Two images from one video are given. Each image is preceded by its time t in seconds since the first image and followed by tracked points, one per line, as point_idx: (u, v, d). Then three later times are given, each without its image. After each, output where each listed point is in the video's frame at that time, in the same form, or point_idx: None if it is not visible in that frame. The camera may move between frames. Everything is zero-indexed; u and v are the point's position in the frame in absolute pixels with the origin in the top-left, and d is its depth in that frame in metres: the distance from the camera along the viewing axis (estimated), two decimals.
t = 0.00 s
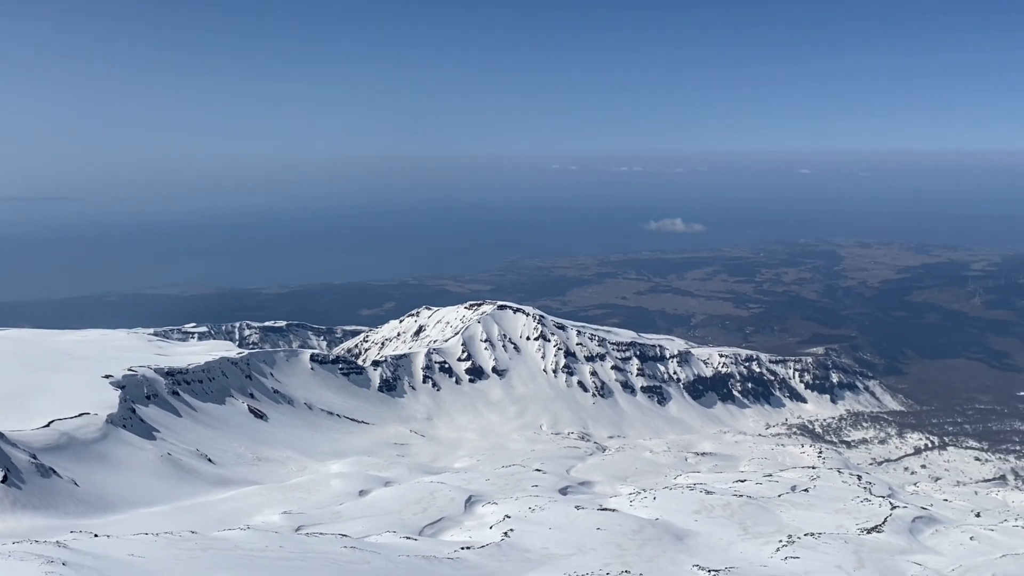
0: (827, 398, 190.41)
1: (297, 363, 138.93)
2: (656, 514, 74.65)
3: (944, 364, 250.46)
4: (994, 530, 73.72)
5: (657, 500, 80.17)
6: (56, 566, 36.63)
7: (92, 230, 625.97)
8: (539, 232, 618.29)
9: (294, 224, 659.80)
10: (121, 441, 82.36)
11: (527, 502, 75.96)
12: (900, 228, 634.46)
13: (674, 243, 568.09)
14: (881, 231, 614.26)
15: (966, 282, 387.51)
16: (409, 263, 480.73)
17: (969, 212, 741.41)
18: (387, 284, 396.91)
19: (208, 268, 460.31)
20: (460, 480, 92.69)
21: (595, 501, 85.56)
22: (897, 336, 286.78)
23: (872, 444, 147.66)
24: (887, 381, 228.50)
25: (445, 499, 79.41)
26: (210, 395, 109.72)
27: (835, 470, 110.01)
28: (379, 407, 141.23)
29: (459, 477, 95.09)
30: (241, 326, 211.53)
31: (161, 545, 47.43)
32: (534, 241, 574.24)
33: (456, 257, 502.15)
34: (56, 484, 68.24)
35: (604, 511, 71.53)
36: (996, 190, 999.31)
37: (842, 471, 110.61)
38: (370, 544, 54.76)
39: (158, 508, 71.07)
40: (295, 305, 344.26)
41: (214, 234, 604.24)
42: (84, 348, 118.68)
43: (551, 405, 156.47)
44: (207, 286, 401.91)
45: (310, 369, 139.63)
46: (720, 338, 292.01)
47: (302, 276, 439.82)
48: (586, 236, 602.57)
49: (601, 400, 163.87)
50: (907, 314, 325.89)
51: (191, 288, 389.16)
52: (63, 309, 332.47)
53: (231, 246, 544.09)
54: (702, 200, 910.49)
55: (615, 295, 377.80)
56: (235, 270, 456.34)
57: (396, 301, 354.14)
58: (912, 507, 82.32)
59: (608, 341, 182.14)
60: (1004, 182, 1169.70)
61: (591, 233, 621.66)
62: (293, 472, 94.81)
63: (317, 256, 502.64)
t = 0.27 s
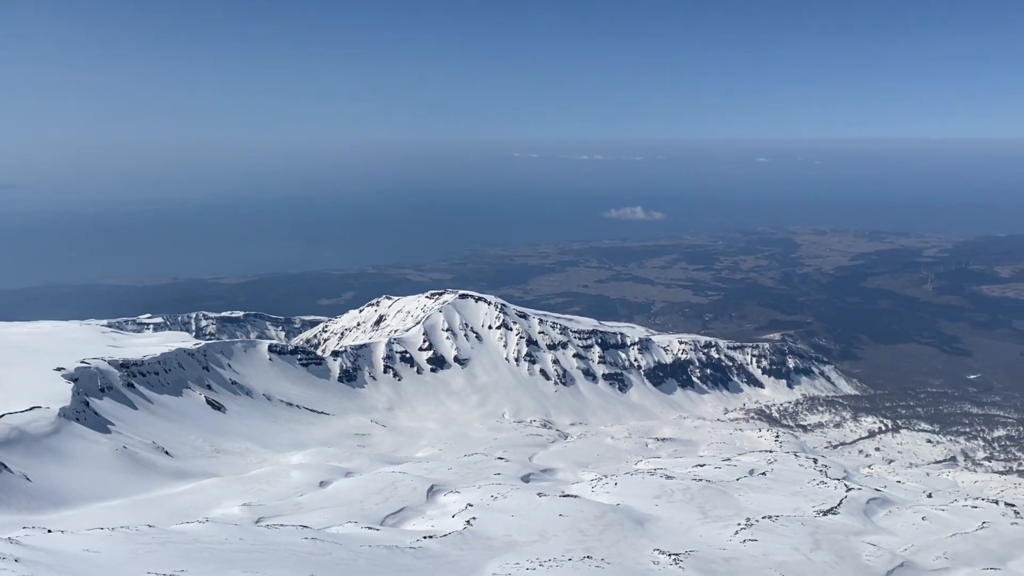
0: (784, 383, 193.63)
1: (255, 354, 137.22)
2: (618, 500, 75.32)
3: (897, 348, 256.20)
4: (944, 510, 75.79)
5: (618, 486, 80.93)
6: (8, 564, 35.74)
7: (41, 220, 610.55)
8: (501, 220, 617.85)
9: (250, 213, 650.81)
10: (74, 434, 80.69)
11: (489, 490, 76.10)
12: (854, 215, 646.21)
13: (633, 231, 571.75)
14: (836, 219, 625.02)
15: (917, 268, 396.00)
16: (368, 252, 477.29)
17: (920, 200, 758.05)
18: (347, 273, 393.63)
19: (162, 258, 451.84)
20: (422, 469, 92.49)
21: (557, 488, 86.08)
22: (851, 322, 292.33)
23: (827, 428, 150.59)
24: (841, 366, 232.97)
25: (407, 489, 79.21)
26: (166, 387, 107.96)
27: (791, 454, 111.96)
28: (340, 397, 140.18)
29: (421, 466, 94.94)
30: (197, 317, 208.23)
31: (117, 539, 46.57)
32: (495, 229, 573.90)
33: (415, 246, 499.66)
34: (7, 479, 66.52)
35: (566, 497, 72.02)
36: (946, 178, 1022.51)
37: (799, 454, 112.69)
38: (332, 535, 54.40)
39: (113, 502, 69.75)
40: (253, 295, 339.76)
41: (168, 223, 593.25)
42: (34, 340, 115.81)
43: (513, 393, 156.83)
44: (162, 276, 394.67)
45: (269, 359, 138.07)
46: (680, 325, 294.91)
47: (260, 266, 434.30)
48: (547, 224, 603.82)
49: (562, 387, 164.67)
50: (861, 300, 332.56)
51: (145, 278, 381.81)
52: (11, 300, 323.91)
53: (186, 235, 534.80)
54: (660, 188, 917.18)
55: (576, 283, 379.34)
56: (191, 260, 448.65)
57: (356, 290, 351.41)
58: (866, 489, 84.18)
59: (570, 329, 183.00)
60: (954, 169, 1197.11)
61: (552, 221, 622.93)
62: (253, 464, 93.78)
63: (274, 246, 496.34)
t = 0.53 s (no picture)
0: (746, 369, 196.30)
1: (217, 346, 135.62)
2: (583, 486, 75.93)
3: (856, 334, 260.89)
4: (901, 491, 77.53)
5: (584, 473, 81.57)
6: None
7: None
8: (465, 210, 616.25)
9: (211, 202, 641.32)
10: (32, 428, 79.29)
11: (456, 479, 76.29)
12: (814, 203, 655.06)
13: (597, 220, 573.96)
14: (797, 207, 632.93)
15: (875, 255, 402.95)
16: (332, 242, 473.20)
17: (878, 188, 770.88)
18: (310, 263, 390.02)
19: (121, 248, 443.75)
20: (388, 459, 92.26)
21: (524, 475, 86.59)
22: (811, 309, 296.86)
23: (788, 413, 153.06)
24: (802, 352, 236.70)
25: (373, 479, 79.11)
26: (126, 379, 106.35)
27: (753, 438, 113.74)
28: (304, 388, 139.18)
29: (387, 456, 94.69)
30: (157, 308, 204.99)
31: (77, 535, 46.07)
32: (460, 218, 572.34)
33: (379, 235, 496.53)
34: None
35: (532, 484, 72.39)
36: (903, 166, 1040.51)
37: (761, 439, 114.53)
38: (297, 526, 54.18)
39: (72, 497, 68.73)
40: (215, 286, 335.20)
41: (127, 212, 582.55)
42: None
43: (480, 382, 156.92)
44: (120, 267, 387.55)
45: (232, 350, 136.67)
46: (644, 313, 297.13)
47: (222, 256, 428.59)
48: (512, 213, 603.60)
49: (528, 376, 165.16)
50: (821, 287, 337.77)
51: (103, 269, 374.80)
52: None
53: (145, 225, 525.63)
54: (624, 177, 920.83)
55: (542, 272, 380.05)
56: (150, 250, 441.22)
57: (319, 280, 348.40)
58: (826, 472, 85.83)
59: (535, 318, 183.54)
60: (911, 158, 1219.79)
61: (517, 210, 622.95)
62: (216, 456, 92.94)
63: (236, 235, 489.98)
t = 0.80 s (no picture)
0: (713, 356, 198.35)
1: (183, 337, 133.93)
2: (554, 474, 76.32)
3: (821, 321, 264.58)
4: (865, 476, 78.88)
5: (553, 461, 82.01)
6: None
7: None
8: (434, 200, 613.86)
9: (175, 191, 632.06)
10: None
11: (426, 469, 76.26)
12: (779, 193, 662.45)
13: (566, 210, 575.50)
14: (764, 196, 639.38)
15: (839, 244, 408.80)
16: (300, 232, 469.02)
17: (842, 177, 781.25)
18: (278, 253, 386.43)
19: (83, 239, 436.01)
20: (358, 450, 92.04)
21: (493, 465, 86.83)
22: (777, 297, 300.41)
23: (754, 400, 155.00)
24: (768, 340, 239.63)
25: (343, 470, 78.85)
26: (89, 371, 104.77)
27: (720, 426, 115.05)
28: (272, 379, 138.15)
29: (357, 447, 94.43)
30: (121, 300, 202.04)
31: (41, 530, 45.35)
32: (428, 208, 570.19)
33: (349, 225, 492.95)
34: None
35: (502, 473, 72.59)
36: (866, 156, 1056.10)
37: (728, 426, 115.85)
38: (267, 519, 53.92)
39: (35, 491, 67.67)
40: (180, 277, 331.03)
41: (89, 202, 572.70)
42: None
43: (449, 372, 156.88)
44: (83, 258, 380.92)
45: (198, 342, 135.18)
46: (613, 302, 298.78)
47: (187, 246, 422.81)
48: (480, 203, 602.51)
49: (498, 365, 165.39)
50: (787, 275, 341.88)
51: (65, 261, 368.16)
52: None
53: (108, 215, 516.99)
54: (593, 166, 923.00)
55: (511, 262, 380.21)
56: (114, 241, 434.18)
57: (287, 271, 345.49)
58: (792, 457, 87.08)
59: (505, 308, 183.65)
60: (873, 147, 1238.28)
61: (485, 199, 621.99)
62: (183, 449, 92.03)
63: (202, 225, 483.78)
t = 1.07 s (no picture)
0: (686, 346, 199.68)
1: (152, 331, 132.21)
2: (528, 465, 76.43)
3: (791, 311, 267.26)
4: (835, 463, 79.80)
5: (527, 452, 82.11)
6: None
7: None
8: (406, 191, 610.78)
9: (142, 183, 622.91)
10: None
11: (399, 461, 75.96)
12: (750, 183, 666.80)
13: (539, 200, 575.68)
14: (734, 187, 644.03)
15: (809, 234, 412.82)
16: (270, 224, 464.66)
17: (811, 167, 788.82)
18: (248, 245, 382.60)
19: (48, 232, 428.50)
20: (331, 443, 91.50)
21: (467, 456, 86.70)
22: (748, 287, 302.87)
23: (726, 389, 156.36)
24: (739, 329, 241.63)
25: (315, 463, 78.31)
26: (56, 366, 103.13)
27: (692, 415, 115.95)
28: (243, 373, 136.85)
29: (330, 440, 93.86)
30: (88, 293, 198.93)
31: (7, 526, 44.57)
32: (401, 199, 567.14)
33: (320, 217, 489.32)
34: None
35: (476, 465, 72.36)
36: (835, 146, 1067.29)
37: (700, 415, 116.69)
38: (238, 513, 53.33)
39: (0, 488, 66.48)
40: (148, 270, 326.65)
41: (54, 194, 562.95)
42: None
43: (423, 364, 156.51)
44: (48, 251, 374.52)
45: (167, 335, 133.59)
46: (586, 293, 299.57)
47: (155, 239, 417.20)
48: (453, 194, 600.68)
49: (471, 357, 165.21)
50: (757, 265, 344.69)
51: (29, 254, 361.60)
52: None
53: (73, 207, 508.57)
54: (565, 157, 923.59)
55: (484, 253, 379.74)
56: (80, 233, 427.28)
57: (258, 263, 342.26)
58: (763, 446, 87.86)
59: (478, 299, 183.32)
60: (842, 138, 1251.16)
61: (458, 191, 619.88)
62: (153, 444, 90.96)
63: (170, 217, 477.59)
